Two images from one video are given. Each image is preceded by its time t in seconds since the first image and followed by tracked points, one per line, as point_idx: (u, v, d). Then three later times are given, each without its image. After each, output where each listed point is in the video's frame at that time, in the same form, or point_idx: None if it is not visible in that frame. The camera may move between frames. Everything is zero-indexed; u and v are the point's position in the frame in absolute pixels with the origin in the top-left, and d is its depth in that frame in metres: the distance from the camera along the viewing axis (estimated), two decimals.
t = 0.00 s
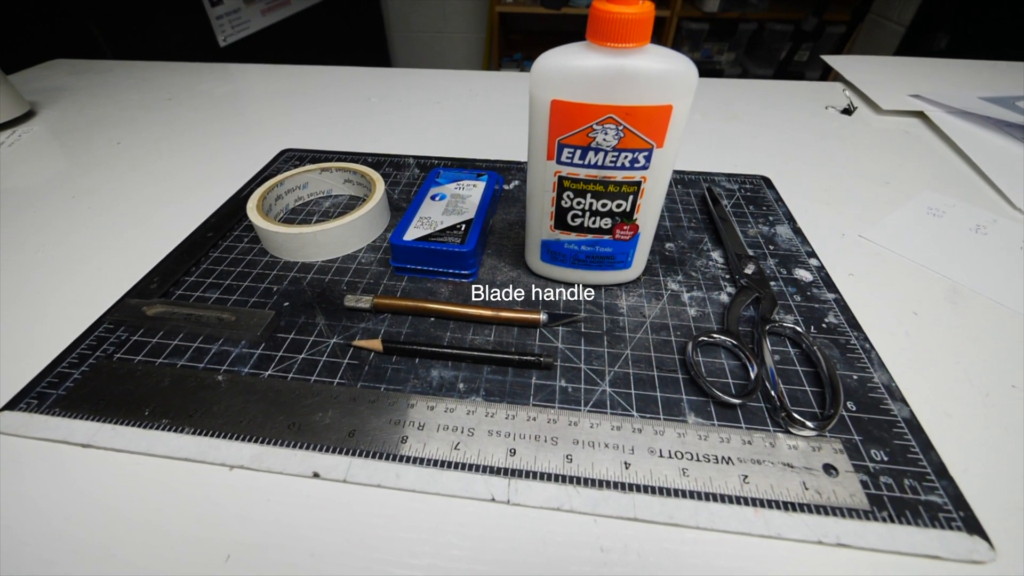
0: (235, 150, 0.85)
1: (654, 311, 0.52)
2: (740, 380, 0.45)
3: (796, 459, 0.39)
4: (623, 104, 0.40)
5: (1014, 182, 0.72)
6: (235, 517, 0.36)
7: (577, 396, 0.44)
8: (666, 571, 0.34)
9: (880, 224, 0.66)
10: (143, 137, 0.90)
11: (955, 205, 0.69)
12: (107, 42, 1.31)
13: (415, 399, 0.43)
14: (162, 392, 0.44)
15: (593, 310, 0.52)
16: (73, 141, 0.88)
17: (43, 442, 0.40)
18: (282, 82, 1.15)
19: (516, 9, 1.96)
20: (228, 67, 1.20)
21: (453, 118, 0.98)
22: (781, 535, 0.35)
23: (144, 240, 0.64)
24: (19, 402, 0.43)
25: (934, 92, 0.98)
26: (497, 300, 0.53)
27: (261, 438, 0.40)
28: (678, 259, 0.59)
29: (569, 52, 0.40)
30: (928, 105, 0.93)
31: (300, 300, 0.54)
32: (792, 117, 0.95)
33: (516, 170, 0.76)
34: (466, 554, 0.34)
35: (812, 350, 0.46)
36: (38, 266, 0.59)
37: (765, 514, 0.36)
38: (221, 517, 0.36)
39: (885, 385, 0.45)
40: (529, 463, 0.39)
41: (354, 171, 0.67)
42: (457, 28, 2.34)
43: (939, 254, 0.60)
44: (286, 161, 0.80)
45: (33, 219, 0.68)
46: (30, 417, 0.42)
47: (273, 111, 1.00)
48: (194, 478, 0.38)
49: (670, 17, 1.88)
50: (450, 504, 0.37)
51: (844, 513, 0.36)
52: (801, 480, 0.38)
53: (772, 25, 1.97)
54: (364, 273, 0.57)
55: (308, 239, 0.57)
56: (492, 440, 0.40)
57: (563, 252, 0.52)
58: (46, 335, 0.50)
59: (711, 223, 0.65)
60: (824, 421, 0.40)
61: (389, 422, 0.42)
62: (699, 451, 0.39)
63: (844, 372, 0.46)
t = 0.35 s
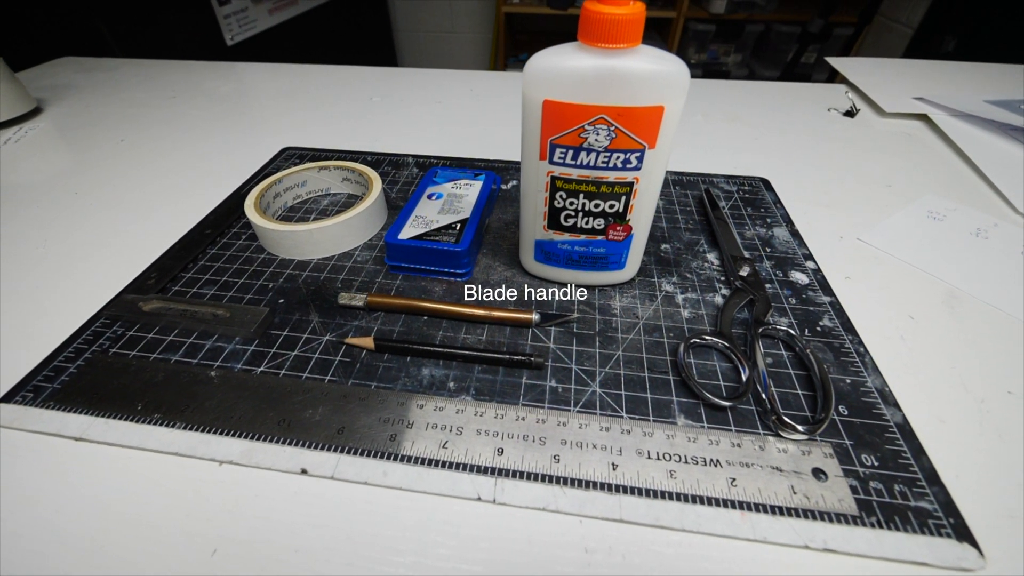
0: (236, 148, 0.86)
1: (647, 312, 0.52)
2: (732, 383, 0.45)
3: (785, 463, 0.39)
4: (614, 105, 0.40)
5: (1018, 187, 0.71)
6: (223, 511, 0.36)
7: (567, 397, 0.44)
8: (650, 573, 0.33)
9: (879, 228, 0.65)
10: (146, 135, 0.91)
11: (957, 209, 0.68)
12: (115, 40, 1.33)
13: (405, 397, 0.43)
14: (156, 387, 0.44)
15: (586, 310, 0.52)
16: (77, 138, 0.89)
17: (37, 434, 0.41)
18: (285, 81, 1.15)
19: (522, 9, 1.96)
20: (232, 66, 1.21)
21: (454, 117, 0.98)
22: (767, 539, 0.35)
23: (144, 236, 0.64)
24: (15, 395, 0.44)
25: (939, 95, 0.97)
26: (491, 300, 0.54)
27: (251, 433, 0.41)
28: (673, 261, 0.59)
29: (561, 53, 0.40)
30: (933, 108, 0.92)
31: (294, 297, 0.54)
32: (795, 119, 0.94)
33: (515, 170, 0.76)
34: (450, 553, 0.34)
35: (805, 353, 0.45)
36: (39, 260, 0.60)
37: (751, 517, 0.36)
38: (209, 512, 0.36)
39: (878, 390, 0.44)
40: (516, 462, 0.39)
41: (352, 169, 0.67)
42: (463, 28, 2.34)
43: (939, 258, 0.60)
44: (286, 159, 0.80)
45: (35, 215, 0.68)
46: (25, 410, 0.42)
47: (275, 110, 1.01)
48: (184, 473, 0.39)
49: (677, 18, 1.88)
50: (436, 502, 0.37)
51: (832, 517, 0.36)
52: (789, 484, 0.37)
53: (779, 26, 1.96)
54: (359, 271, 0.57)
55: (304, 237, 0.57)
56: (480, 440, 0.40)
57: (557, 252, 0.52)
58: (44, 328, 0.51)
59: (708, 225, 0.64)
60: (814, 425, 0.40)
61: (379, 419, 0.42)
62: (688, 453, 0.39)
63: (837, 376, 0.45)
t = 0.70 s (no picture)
0: (238, 147, 0.87)
1: (640, 313, 0.52)
2: (723, 385, 0.45)
3: (774, 466, 0.38)
4: (606, 105, 0.40)
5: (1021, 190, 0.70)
6: (212, 506, 0.37)
7: (557, 397, 0.44)
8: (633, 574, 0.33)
9: (879, 231, 0.65)
10: (149, 133, 0.92)
11: (958, 212, 0.68)
12: (123, 38, 1.34)
13: (396, 395, 0.44)
14: (150, 382, 0.45)
15: (579, 311, 0.52)
16: (82, 136, 0.90)
17: (32, 427, 0.41)
18: (289, 79, 1.16)
19: (528, 9, 1.96)
20: (236, 65, 1.21)
21: (455, 117, 0.99)
22: (753, 542, 0.34)
23: (144, 233, 0.65)
24: (13, 388, 0.44)
25: (945, 97, 0.96)
26: (485, 299, 0.54)
27: (242, 429, 0.41)
28: (669, 262, 0.59)
29: (553, 53, 0.40)
30: (937, 110, 0.91)
31: (289, 295, 0.54)
32: (797, 121, 0.94)
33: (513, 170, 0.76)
34: (435, 550, 0.34)
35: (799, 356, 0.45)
36: (40, 256, 0.61)
37: (738, 520, 0.35)
38: (198, 507, 0.37)
39: (871, 394, 0.44)
40: (504, 462, 0.39)
41: (350, 168, 0.67)
42: (468, 28, 2.35)
43: (938, 262, 0.59)
44: (286, 158, 0.81)
45: (38, 211, 0.69)
46: (21, 403, 0.43)
47: (277, 109, 1.02)
48: (175, 467, 0.39)
49: (683, 18, 1.87)
50: (423, 500, 0.37)
51: (820, 522, 0.35)
52: (777, 488, 0.37)
53: (786, 27, 1.94)
54: (354, 270, 0.58)
55: (300, 235, 0.58)
56: (469, 438, 0.40)
57: (550, 253, 0.52)
58: (43, 323, 0.52)
59: (705, 226, 0.64)
60: (805, 428, 0.40)
61: (369, 417, 0.42)
62: (676, 455, 0.39)
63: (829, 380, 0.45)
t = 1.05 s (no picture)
0: (240, 145, 0.87)
1: (634, 314, 0.52)
2: (715, 387, 0.45)
3: (763, 469, 0.38)
4: (598, 105, 0.40)
5: None
6: (201, 501, 0.37)
7: (547, 397, 0.44)
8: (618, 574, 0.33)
9: (878, 233, 0.64)
10: (153, 130, 0.92)
11: (960, 216, 0.67)
12: (130, 36, 1.35)
13: (386, 393, 0.44)
14: (144, 377, 0.45)
15: (573, 311, 0.52)
16: (87, 133, 0.91)
17: (28, 420, 0.42)
18: (292, 78, 1.16)
19: (535, 8, 1.95)
20: (241, 63, 1.22)
21: (456, 117, 0.99)
22: (739, 545, 0.34)
23: (144, 229, 0.66)
24: (10, 381, 0.45)
25: (950, 99, 0.95)
26: (479, 298, 0.54)
27: (234, 425, 0.41)
28: (664, 263, 0.58)
29: (545, 53, 0.40)
30: (942, 113, 0.90)
31: (285, 292, 0.55)
32: (800, 122, 0.93)
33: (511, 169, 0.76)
34: (421, 548, 0.35)
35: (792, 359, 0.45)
36: (42, 251, 0.62)
37: (725, 523, 0.35)
38: (188, 501, 0.37)
39: (864, 398, 0.44)
40: (492, 461, 0.39)
41: (348, 167, 0.67)
42: (474, 28, 2.35)
43: (937, 266, 0.58)
44: (286, 157, 0.81)
45: (41, 207, 0.70)
46: (18, 396, 0.44)
47: (280, 107, 1.02)
48: (166, 462, 0.39)
49: (689, 18, 1.86)
50: (410, 498, 0.37)
51: (807, 525, 0.35)
52: (765, 491, 0.37)
53: (794, 28, 1.93)
54: (349, 268, 0.58)
55: (296, 233, 0.58)
56: (458, 437, 0.40)
57: (544, 252, 0.52)
58: (43, 317, 0.52)
59: (702, 228, 0.64)
60: (795, 431, 0.40)
61: (359, 415, 0.42)
62: (664, 457, 0.39)
63: (822, 383, 0.45)
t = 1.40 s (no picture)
0: (241, 143, 0.88)
1: (627, 315, 0.52)
2: (706, 389, 0.45)
3: (752, 471, 0.38)
4: (590, 105, 0.40)
5: None
6: (191, 496, 0.37)
7: (538, 397, 0.44)
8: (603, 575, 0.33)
9: (877, 236, 0.64)
10: (156, 128, 0.93)
11: (961, 219, 0.66)
12: (138, 35, 1.37)
13: (378, 391, 0.44)
14: (139, 372, 0.46)
15: (566, 311, 0.52)
16: (91, 130, 0.92)
17: (24, 413, 0.43)
18: (296, 77, 1.17)
19: (541, 8, 1.95)
20: (245, 62, 1.23)
21: (458, 116, 0.99)
22: (726, 548, 0.34)
23: (144, 226, 0.66)
24: (8, 374, 0.46)
25: (955, 101, 0.94)
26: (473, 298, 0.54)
27: (225, 421, 0.42)
28: (660, 264, 0.58)
29: (537, 53, 0.40)
30: (946, 115, 0.89)
31: (280, 289, 0.55)
32: (802, 124, 0.92)
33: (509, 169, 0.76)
34: (407, 546, 0.35)
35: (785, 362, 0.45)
36: (43, 247, 0.62)
37: (712, 525, 0.35)
38: (178, 496, 0.37)
39: (857, 402, 0.43)
40: (480, 460, 0.39)
41: (347, 165, 0.68)
42: (480, 28, 2.35)
43: (935, 269, 0.58)
44: (286, 155, 0.82)
45: (44, 203, 0.71)
46: (15, 389, 0.44)
47: (282, 106, 1.03)
48: (158, 456, 0.40)
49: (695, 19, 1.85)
50: (398, 496, 0.37)
51: (795, 529, 0.35)
52: (754, 494, 0.37)
53: (800, 29, 1.92)
54: (345, 266, 0.58)
55: (293, 231, 0.58)
56: (447, 436, 0.40)
57: (538, 252, 0.52)
58: (42, 312, 0.53)
59: (699, 229, 0.64)
60: (786, 434, 0.39)
61: (350, 412, 0.42)
62: (653, 458, 0.39)
63: (815, 387, 0.44)
